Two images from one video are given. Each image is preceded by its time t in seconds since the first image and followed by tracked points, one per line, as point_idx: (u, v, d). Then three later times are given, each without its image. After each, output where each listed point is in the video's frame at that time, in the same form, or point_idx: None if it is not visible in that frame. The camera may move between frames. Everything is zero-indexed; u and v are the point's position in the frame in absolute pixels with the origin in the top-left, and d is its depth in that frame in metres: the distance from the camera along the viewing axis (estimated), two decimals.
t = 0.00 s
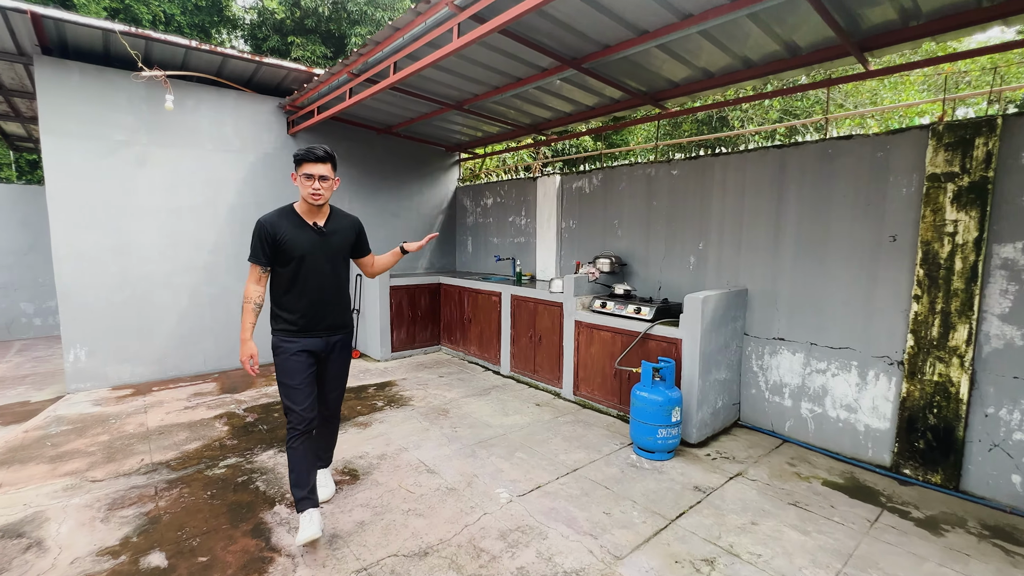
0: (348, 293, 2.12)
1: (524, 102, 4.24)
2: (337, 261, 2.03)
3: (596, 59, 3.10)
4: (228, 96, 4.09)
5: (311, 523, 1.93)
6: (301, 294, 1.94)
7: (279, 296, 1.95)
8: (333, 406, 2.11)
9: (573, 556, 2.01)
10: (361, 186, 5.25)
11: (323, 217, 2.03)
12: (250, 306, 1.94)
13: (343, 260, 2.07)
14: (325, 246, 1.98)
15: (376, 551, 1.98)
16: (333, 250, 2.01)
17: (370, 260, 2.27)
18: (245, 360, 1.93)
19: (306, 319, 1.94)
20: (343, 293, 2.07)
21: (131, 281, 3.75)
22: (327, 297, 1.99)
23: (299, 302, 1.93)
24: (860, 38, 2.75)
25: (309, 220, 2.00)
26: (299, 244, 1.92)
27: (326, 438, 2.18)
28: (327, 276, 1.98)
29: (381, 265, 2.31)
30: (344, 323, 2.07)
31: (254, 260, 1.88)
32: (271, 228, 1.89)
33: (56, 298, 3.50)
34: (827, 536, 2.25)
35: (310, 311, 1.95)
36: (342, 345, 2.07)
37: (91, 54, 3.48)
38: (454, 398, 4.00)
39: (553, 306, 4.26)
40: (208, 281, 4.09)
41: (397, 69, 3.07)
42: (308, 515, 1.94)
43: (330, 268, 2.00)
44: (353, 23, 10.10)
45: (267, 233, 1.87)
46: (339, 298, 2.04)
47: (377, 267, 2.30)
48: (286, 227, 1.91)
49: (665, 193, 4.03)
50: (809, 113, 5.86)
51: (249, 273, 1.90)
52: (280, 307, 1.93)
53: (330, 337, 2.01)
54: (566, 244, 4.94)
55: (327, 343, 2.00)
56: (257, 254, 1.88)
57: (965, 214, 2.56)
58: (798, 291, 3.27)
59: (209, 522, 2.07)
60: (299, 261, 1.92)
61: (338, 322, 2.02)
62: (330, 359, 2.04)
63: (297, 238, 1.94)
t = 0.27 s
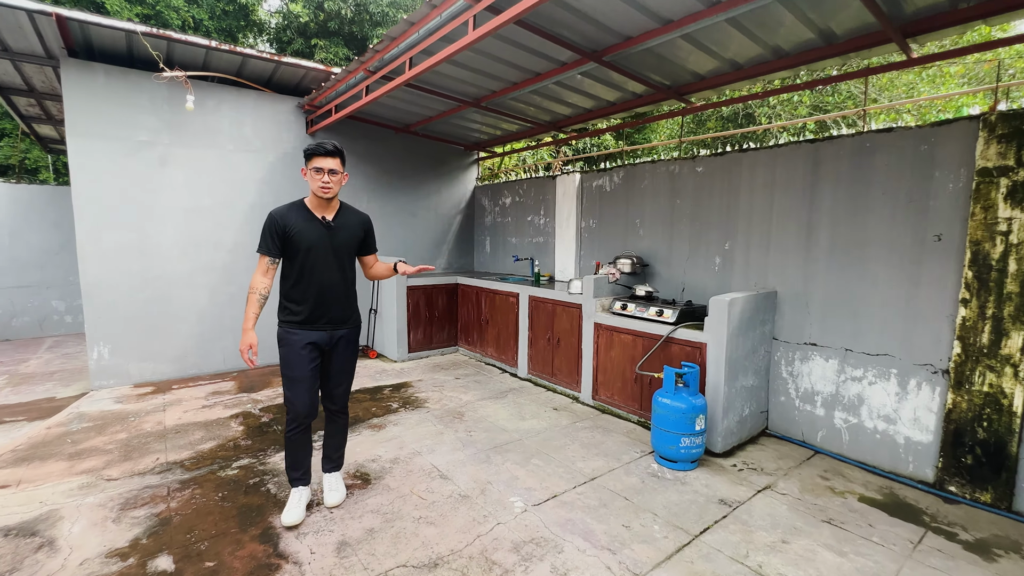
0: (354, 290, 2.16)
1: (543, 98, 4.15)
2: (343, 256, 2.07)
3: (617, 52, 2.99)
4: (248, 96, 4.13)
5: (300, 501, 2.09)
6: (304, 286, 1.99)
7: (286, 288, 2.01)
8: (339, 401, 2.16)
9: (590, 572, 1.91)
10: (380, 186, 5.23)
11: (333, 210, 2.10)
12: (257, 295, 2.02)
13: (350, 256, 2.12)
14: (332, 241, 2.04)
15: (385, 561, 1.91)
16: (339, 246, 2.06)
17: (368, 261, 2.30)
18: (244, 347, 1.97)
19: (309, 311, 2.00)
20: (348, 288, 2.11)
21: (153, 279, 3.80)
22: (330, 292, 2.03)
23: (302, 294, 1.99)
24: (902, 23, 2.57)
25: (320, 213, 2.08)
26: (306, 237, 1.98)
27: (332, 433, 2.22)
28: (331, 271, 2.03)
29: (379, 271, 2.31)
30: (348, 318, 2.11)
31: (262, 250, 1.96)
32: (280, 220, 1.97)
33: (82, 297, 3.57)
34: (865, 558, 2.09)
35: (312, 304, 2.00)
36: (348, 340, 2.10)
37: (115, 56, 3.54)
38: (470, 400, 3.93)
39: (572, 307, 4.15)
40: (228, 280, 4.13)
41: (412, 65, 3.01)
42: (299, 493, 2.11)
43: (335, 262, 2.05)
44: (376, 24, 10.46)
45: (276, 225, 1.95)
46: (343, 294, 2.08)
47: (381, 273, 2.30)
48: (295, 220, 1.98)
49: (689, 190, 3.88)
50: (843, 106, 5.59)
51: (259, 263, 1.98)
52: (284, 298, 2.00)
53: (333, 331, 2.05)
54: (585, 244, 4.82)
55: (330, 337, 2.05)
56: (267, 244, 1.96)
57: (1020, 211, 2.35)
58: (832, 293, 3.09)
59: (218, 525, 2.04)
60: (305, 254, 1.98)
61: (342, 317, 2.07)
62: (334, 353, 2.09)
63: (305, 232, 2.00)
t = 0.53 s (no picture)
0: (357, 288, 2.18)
1: (563, 95, 4.05)
2: (342, 253, 2.10)
3: (639, 43, 2.87)
4: (269, 97, 4.17)
5: (299, 476, 2.30)
6: (304, 284, 2.06)
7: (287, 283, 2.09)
8: (345, 402, 2.16)
9: None
10: (400, 186, 5.22)
11: (333, 208, 2.16)
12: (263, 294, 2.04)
13: (350, 254, 2.14)
14: (330, 238, 2.09)
15: (391, 571, 1.85)
16: (338, 243, 2.11)
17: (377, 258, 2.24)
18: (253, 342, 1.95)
19: (307, 310, 2.08)
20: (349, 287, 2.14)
21: (177, 279, 3.86)
22: (328, 289, 2.08)
23: (300, 291, 2.05)
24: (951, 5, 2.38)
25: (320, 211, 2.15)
26: (304, 234, 2.06)
27: (342, 434, 2.21)
28: (329, 268, 2.08)
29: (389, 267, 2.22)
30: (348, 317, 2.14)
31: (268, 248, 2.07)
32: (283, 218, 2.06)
33: (109, 295, 3.66)
34: None
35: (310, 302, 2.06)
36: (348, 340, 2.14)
37: (142, 59, 3.61)
38: (486, 404, 3.86)
39: (592, 309, 4.03)
40: (249, 279, 4.17)
41: (428, 61, 2.97)
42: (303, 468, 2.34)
43: (333, 259, 2.09)
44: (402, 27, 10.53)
45: (278, 223, 2.05)
46: (341, 292, 2.11)
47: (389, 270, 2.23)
48: (296, 217, 2.07)
49: (715, 189, 3.71)
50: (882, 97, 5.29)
51: (266, 260, 2.05)
52: (285, 296, 2.07)
53: (331, 331, 2.10)
54: (607, 245, 4.69)
55: (328, 337, 2.10)
56: (271, 240, 2.07)
57: None
58: (870, 298, 2.89)
59: (226, 528, 2.02)
60: (304, 251, 2.06)
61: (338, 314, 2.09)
62: (333, 350, 2.13)
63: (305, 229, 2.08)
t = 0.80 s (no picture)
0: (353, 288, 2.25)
1: (586, 92, 3.94)
2: (333, 254, 2.17)
3: (665, 35, 2.74)
4: (294, 99, 4.23)
5: (310, 477, 2.35)
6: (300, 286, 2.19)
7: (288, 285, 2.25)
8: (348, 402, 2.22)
9: None
10: (422, 186, 5.21)
11: (322, 211, 2.23)
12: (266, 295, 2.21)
13: (342, 254, 2.21)
14: (320, 240, 2.18)
15: None
16: (328, 245, 2.19)
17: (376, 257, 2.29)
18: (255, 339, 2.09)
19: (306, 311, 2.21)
20: (343, 287, 2.21)
21: (204, 279, 3.95)
22: (321, 290, 2.17)
23: (296, 293, 2.18)
24: None
25: (311, 215, 2.23)
26: (297, 238, 2.19)
27: (348, 436, 2.23)
28: (320, 270, 2.17)
29: (387, 266, 2.26)
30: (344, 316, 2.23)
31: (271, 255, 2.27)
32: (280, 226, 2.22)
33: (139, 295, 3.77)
34: None
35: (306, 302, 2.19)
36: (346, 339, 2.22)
37: (171, 63, 3.71)
38: (505, 409, 3.79)
39: (615, 313, 3.90)
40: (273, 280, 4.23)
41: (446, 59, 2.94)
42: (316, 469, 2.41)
43: (324, 260, 2.16)
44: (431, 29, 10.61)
45: (276, 231, 2.22)
46: (335, 292, 2.19)
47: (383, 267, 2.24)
48: (290, 223, 2.21)
49: (747, 188, 3.53)
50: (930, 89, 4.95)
51: (266, 267, 2.26)
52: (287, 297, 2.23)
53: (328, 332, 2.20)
54: (632, 247, 4.54)
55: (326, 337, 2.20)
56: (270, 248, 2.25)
57: None
58: (916, 305, 2.66)
59: (237, 532, 2.01)
60: (297, 255, 2.18)
61: (331, 314, 2.17)
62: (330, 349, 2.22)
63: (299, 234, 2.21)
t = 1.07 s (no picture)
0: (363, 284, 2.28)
1: (614, 87, 3.82)
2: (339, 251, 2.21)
3: (697, 24, 2.61)
4: (322, 100, 4.29)
5: (329, 480, 2.35)
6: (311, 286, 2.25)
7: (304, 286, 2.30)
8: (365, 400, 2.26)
9: None
10: (448, 186, 5.18)
11: (329, 209, 2.29)
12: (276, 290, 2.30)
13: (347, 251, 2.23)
14: (326, 238, 2.23)
15: None
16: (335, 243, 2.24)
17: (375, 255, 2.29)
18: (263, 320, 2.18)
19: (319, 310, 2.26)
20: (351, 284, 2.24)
21: (234, 278, 4.03)
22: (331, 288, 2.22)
23: (307, 292, 2.23)
24: None
25: (319, 214, 2.30)
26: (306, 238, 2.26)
27: (365, 431, 2.30)
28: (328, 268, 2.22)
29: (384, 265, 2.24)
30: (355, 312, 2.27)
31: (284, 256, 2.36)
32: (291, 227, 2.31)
33: (173, 294, 3.88)
34: None
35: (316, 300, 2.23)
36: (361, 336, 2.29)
37: (204, 67, 3.80)
38: (528, 413, 3.70)
39: (644, 316, 3.76)
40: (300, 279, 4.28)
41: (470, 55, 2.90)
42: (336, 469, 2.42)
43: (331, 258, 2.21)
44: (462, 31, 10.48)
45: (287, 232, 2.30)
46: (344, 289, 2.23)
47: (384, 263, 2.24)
48: (300, 224, 2.29)
49: (786, 185, 3.33)
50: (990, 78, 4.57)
51: (277, 265, 2.37)
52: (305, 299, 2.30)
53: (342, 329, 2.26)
54: (662, 248, 4.38)
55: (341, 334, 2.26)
56: (283, 249, 2.34)
57: None
58: (977, 312, 2.43)
59: (254, 534, 2.00)
60: (306, 254, 2.24)
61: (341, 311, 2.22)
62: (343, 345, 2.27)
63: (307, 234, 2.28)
